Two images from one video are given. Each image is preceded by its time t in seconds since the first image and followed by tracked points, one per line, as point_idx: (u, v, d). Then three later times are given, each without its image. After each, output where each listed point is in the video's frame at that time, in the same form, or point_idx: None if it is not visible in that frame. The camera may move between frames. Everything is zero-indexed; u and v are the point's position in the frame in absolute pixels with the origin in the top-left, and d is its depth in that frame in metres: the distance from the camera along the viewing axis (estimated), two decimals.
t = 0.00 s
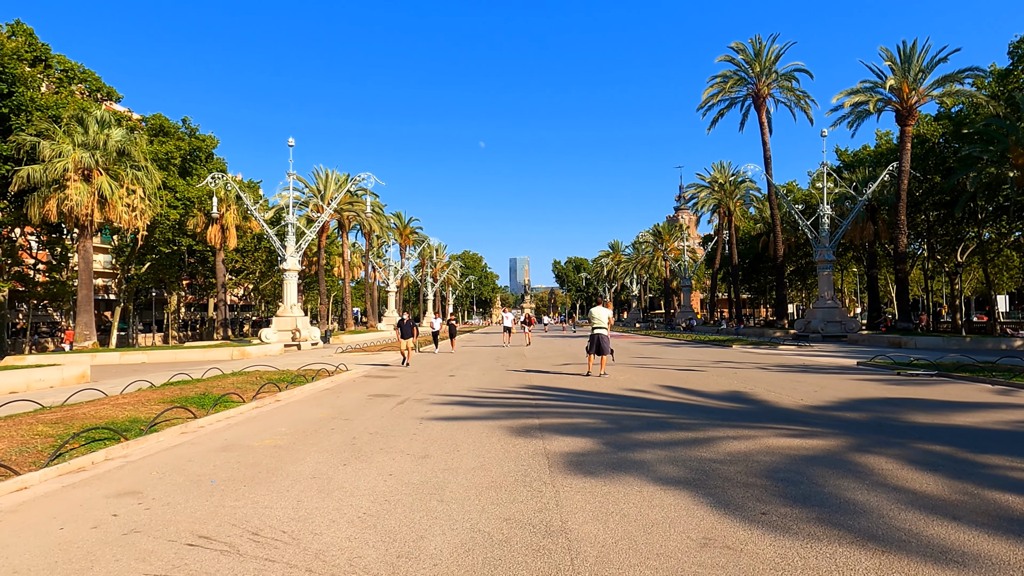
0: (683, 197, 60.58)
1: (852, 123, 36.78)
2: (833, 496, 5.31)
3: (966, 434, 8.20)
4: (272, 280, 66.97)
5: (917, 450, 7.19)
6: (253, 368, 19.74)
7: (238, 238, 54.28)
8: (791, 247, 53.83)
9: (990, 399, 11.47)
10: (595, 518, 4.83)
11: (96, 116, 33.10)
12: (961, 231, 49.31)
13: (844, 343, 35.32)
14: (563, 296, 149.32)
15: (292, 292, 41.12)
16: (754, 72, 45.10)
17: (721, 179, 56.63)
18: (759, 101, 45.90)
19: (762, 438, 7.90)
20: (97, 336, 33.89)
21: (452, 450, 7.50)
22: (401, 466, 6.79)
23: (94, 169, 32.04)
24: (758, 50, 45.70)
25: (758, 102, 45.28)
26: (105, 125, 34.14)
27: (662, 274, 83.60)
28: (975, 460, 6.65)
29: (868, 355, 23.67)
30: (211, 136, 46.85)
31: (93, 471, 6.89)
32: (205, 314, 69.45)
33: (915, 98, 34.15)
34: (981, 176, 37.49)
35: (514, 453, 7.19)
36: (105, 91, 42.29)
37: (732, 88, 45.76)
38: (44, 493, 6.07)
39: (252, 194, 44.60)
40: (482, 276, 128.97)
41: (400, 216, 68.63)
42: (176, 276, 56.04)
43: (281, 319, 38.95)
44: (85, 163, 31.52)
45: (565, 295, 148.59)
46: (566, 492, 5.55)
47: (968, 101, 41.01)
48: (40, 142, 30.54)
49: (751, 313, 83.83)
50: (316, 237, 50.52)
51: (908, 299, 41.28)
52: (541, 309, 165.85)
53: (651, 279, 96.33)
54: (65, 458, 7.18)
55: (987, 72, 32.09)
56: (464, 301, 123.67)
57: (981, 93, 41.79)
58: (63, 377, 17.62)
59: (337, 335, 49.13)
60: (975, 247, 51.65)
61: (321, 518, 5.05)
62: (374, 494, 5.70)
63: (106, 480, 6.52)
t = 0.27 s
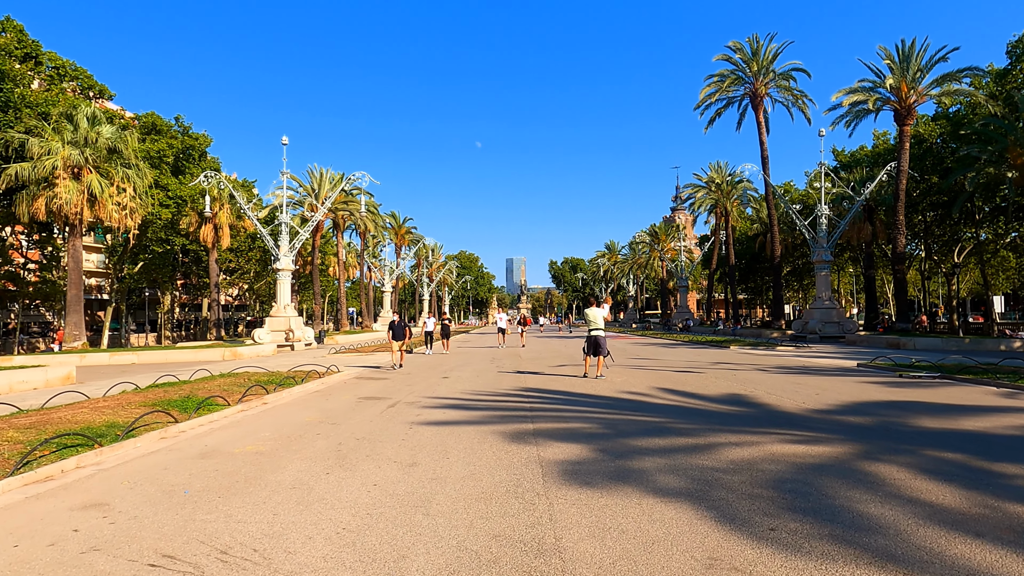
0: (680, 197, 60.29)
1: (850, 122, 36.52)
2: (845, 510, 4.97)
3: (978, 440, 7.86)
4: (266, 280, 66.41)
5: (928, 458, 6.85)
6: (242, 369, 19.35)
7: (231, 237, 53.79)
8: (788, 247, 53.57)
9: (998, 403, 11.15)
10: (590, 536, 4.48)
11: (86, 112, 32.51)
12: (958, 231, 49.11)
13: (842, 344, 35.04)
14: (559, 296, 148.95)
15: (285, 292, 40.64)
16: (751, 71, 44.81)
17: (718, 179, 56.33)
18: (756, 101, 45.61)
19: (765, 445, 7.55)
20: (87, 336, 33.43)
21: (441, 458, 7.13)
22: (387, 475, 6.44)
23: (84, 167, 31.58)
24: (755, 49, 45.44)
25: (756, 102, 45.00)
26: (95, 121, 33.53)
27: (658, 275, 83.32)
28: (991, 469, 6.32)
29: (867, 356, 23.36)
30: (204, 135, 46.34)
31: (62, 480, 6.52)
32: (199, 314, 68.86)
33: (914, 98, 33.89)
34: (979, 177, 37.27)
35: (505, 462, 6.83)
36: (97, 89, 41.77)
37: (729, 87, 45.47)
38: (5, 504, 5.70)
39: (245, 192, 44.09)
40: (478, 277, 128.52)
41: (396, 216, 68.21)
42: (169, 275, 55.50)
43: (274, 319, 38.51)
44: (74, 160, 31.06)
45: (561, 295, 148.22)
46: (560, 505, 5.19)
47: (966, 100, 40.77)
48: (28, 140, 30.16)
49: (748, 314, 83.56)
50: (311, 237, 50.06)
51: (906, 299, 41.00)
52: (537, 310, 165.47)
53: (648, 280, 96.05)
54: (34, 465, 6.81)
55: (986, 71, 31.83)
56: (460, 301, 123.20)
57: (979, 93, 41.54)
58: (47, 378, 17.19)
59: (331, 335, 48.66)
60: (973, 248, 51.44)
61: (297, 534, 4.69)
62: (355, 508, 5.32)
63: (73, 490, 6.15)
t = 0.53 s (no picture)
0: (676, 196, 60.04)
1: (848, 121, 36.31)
2: (863, 522, 4.64)
3: (992, 445, 7.53)
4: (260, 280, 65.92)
5: (943, 464, 6.53)
6: (232, 370, 18.96)
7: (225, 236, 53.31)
8: (785, 247, 53.34)
9: (1007, 405, 10.84)
10: (591, 553, 4.13)
11: (75, 108, 31.96)
12: (955, 232, 48.96)
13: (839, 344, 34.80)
14: (555, 296, 148.61)
15: (278, 291, 40.16)
16: (749, 70, 44.57)
17: (714, 178, 56.07)
18: (754, 100, 45.36)
19: (771, 450, 7.21)
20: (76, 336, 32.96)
21: (432, 464, 6.77)
22: (374, 483, 6.08)
23: (73, 163, 31.10)
24: (753, 47, 45.20)
25: (753, 101, 44.76)
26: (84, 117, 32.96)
27: (655, 275, 83.07)
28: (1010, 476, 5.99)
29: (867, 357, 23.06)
30: (197, 133, 45.81)
31: (29, 489, 6.15)
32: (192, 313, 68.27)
33: (912, 96, 33.68)
34: (977, 176, 37.06)
35: (500, 468, 6.47)
36: (89, 86, 41.22)
37: (726, 86, 45.21)
38: None
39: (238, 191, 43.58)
40: (474, 277, 128.08)
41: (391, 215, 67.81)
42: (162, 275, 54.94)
43: (267, 319, 38.07)
44: (64, 157, 30.59)
45: (557, 296, 147.90)
46: (557, 518, 4.84)
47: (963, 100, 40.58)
48: (17, 136, 29.88)
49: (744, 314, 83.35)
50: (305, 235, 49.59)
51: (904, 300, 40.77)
52: (533, 310, 165.13)
53: (644, 280, 95.86)
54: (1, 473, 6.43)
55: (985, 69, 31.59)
56: (456, 302, 122.77)
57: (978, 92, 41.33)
58: (31, 378, 16.75)
59: (325, 335, 48.21)
60: (970, 248, 51.29)
61: (273, 551, 4.33)
62: (339, 520, 4.96)
63: (40, 500, 5.77)
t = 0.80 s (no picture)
0: (673, 196, 59.81)
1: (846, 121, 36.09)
2: (884, 539, 4.33)
3: (1006, 452, 7.23)
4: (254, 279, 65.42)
5: (959, 472, 6.23)
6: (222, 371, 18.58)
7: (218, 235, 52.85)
8: (782, 247, 53.17)
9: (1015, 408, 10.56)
10: None
11: (64, 105, 31.45)
12: (951, 232, 48.84)
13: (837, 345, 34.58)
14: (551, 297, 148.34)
15: (271, 291, 39.73)
16: (746, 69, 44.33)
17: (711, 178, 55.85)
18: (751, 99, 45.12)
19: (778, 457, 6.90)
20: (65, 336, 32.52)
21: (422, 472, 6.44)
22: (362, 493, 5.74)
23: (62, 161, 30.64)
24: (750, 47, 44.98)
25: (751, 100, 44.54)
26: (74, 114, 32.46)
27: (651, 275, 82.82)
28: None
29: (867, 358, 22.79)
30: (190, 131, 45.33)
31: None
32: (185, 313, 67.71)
33: (910, 96, 33.50)
34: (975, 176, 36.86)
35: (494, 478, 6.15)
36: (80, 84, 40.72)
37: (724, 85, 44.96)
38: None
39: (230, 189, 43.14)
40: (470, 277, 127.69)
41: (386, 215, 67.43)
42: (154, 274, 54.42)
43: (260, 319, 37.63)
44: (52, 154, 30.16)
45: (553, 296, 147.60)
46: (556, 534, 4.51)
47: (960, 100, 40.41)
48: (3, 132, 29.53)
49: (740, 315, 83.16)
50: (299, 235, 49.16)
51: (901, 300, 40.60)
52: (529, 310, 164.73)
53: (640, 280, 95.59)
54: None
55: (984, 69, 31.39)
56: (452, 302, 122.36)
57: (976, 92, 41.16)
58: (15, 379, 16.36)
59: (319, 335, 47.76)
60: (967, 248, 51.14)
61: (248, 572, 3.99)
62: (321, 536, 4.62)
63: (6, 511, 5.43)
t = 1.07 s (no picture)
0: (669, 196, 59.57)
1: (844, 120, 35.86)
2: (906, 556, 4.01)
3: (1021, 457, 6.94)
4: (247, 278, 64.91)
5: (975, 479, 5.91)
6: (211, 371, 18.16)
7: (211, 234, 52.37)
8: (778, 247, 52.98)
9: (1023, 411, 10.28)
10: None
11: (54, 101, 31.01)
12: (948, 232, 48.71)
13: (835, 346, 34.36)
14: (547, 297, 147.94)
15: (264, 290, 39.27)
16: (743, 68, 44.11)
17: (708, 178, 55.61)
18: (748, 98, 44.89)
19: (784, 463, 6.58)
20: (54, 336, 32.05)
21: (410, 481, 6.09)
22: (346, 504, 5.39)
23: (51, 158, 30.15)
24: (747, 45, 44.72)
25: (748, 99, 44.31)
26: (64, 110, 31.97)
27: (647, 275, 82.57)
28: None
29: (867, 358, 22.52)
30: (183, 128, 44.85)
31: None
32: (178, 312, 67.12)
33: (909, 95, 33.31)
34: (973, 176, 36.66)
35: (486, 486, 5.81)
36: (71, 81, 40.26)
37: (720, 84, 44.73)
38: None
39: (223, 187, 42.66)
40: (465, 277, 127.25)
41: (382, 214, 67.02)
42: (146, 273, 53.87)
43: (253, 318, 37.17)
44: (41, 150, 29.68)
45: (549, 296, 147.19)
46: (553, 550, 4.18)
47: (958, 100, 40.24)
48: None
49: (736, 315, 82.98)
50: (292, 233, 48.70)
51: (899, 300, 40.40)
52: (525, 310, 164.31)
53: (636, 280, 95.35)
54: None
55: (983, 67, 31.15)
56: (447, 302, 121.86)
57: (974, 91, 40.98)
58: None
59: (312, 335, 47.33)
60: (964, 248, 51.00)
61: None
62: (299, 553, 4.26)
63: None
